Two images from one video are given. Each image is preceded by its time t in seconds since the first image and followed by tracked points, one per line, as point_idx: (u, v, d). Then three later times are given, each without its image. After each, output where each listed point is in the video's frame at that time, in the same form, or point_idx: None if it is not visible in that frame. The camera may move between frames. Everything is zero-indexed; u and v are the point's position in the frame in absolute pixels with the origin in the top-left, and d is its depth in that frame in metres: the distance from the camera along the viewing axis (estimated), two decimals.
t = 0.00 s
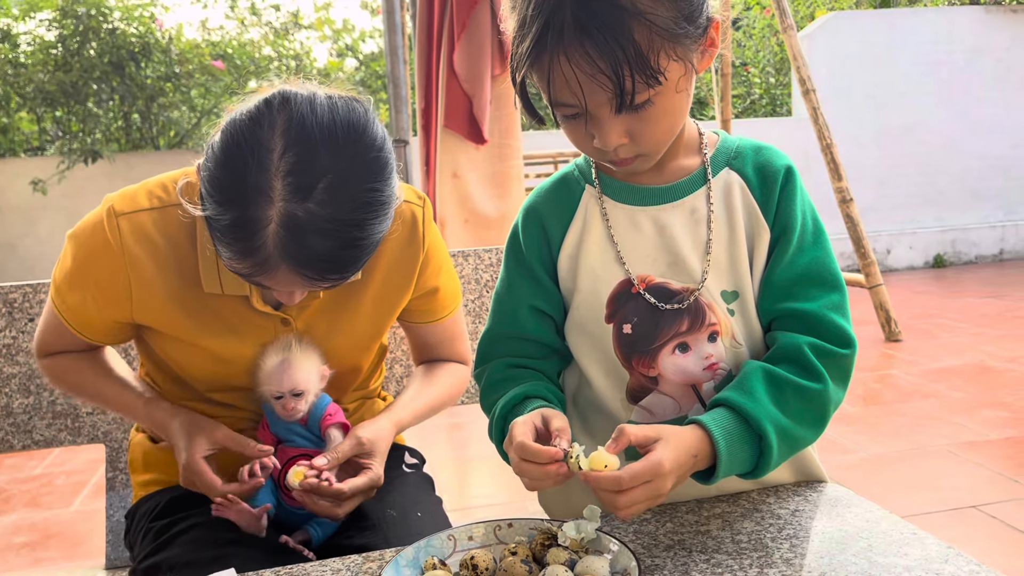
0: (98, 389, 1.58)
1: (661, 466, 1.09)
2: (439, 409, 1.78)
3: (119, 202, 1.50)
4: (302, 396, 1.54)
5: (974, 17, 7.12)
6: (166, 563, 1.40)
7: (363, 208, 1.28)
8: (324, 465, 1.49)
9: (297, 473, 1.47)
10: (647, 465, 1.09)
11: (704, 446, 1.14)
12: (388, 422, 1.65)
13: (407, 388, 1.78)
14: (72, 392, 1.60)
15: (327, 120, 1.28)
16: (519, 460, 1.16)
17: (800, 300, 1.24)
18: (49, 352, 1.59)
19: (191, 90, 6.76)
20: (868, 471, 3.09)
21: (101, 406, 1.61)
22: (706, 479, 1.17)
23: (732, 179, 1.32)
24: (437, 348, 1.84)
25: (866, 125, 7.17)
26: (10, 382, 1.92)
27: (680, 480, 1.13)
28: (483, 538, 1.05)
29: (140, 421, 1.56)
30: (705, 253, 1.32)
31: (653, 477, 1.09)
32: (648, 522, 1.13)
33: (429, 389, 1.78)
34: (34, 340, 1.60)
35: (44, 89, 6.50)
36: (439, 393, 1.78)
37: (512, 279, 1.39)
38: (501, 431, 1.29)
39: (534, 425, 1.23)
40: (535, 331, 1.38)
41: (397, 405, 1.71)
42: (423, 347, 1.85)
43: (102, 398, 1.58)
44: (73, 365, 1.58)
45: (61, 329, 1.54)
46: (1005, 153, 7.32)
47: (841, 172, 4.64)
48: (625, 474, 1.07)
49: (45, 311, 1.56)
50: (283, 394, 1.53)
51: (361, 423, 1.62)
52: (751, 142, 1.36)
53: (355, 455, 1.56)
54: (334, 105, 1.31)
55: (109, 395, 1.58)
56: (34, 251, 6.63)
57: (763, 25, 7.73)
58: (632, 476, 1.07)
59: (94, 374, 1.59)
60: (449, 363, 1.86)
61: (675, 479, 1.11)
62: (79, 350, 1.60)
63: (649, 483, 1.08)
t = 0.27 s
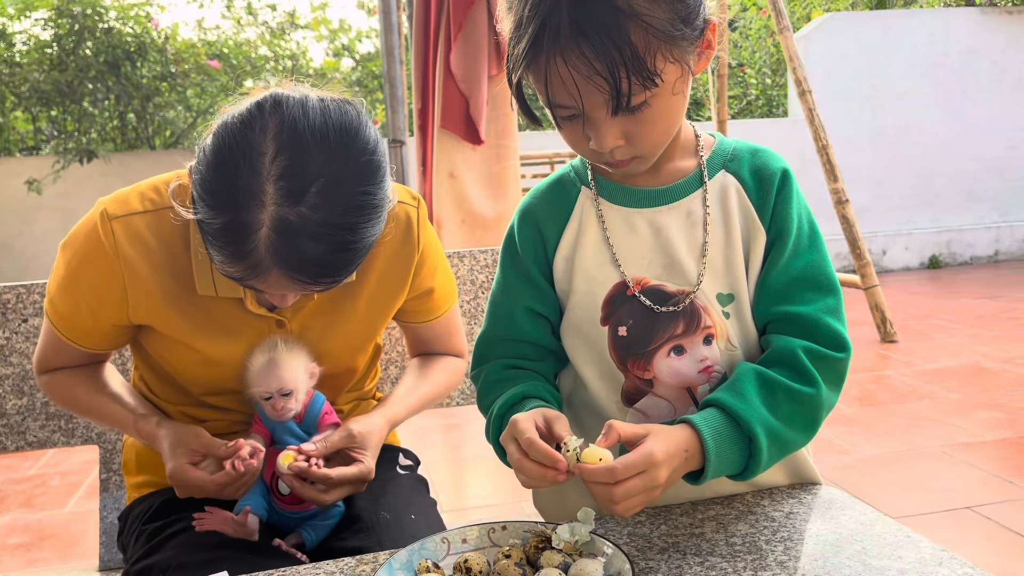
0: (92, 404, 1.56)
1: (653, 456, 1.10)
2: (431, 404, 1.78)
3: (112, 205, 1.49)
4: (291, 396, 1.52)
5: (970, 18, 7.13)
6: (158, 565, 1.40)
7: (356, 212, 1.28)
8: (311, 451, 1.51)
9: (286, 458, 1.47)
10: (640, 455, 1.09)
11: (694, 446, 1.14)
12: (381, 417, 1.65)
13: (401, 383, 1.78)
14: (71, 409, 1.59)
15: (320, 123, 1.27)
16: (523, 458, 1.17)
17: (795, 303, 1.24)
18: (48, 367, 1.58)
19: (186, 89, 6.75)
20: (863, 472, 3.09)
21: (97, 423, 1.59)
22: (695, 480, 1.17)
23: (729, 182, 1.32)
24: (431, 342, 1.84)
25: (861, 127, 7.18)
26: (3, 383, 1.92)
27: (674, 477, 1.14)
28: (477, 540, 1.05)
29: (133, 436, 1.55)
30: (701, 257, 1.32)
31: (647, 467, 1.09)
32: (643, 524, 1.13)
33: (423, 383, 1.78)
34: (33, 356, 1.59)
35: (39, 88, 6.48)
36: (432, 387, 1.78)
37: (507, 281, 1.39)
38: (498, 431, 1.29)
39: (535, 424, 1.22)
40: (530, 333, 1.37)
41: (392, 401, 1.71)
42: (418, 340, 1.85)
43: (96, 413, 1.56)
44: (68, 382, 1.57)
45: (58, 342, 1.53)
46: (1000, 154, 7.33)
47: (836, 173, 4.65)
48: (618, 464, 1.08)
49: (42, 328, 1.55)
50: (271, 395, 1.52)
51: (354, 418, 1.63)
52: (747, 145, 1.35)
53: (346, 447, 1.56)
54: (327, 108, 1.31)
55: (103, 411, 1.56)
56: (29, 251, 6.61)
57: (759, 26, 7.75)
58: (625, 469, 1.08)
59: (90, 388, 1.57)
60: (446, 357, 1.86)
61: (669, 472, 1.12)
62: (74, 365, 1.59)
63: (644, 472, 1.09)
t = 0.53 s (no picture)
0: (87, 410, 1.55)
1: (649, 460, 1.10)
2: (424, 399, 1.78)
3: (107, 208, 1.49)
4: (288, 399, 1.53)
5: (965, 20, 7.16)
6: (152, 567, 1.40)
7: (358, 218, 1.28)
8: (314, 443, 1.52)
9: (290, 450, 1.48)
10: (636, 458, 1.10)
11: (687, 447, 1.14)
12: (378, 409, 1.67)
13: (395, 378, 1.78)
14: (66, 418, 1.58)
15: (321, 129, 1.27)
16: (524, 450, 1.18)
17: (789, 307, 1.24)
18: (39, 376, 1.57)
19: (182, 89, 6.75)
20: (858, 473, 3.10)
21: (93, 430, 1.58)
22: (690, 483, 1.18)
23: (724, 186, 1.32)
24: (424, 340, 1.84)
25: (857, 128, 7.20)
26: None
27: (669, 480, 1.14)
28: (471, 542, 1.05)
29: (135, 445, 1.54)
30: (696, 260, 1.33)
31: (643, 470, 1.09)
32: (637, 526, 1.13)
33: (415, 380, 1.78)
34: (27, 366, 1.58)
35: (34, 88, 6.47)
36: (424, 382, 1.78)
37: (502, 283, 1.39)
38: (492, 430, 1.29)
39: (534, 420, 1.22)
40: (525, 334, 1.38)
41: (386, 396, 1.72)
42: (409, 339, 1.85)
43: (91, 420, 1.56)
44: (63, 390, 1.56)
45: (51, 347, 1.52)
46: (995, 155, 7.36)
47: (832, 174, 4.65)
48: (615, 468, 1.07)
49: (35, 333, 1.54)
50: (268, 398, 1.52)
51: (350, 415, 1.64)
52: (743, 149, 1.36)
53: (345, 439, 1.57)
54: (327, 113, 1.30)
55: (100, 419, 1.55)
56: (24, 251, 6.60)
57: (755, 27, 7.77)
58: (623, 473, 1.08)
59: (84, 395, 1.56)
60: (437, 354, 1.86)
61: (664, 476, 1.12)
62: (69, 372, 1.58)
63: (640, 476, 1.09)
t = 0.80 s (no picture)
0: (85, 413, 1.55)
1: (643, 465, 1.10)
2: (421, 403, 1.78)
3: (105, 207, 1.48)
4: (295, 399, 1.53)
5: (961, 21, 7.17)
6: (147, 568, 1.39)
7: (360, 221, 1.29)
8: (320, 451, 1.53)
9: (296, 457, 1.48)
10: (631, 465, 1.09)
11: (682, 452, 1.14)
12: (379, 416, 1.67)
13: (393, 382, 1.78)
14: (63, 422, 1.57)
15: (324, 132, 1.27)
16: (522, 456, 1.17)
17: (783, 309, 1.24)
18: (36, 381, 1.56)
19: (178, 89, 6.73)
20: (854, 473, 3.10)
21: (91, 433, 1.57)
22: (684, 487, 1.17)
23: (719, 188, 1.32)
24: (421, 343, 1.84)
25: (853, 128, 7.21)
26: None
27: (665, 484, 1.14)
28: (466, 542, 1.05)
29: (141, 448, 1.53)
30: (691, 262, 1.33)
31: (638, 476, 1.09)
32: (633, 527, 1.14)
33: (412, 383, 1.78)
34: (22, 369, 1.57)
35: (30, 88, 6.46)
36: (422, 385, 1.78)
37: (498, 284, 1.39)
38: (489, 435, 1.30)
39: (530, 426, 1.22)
40: (521, 336, 1.38)
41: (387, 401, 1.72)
42: (405, 343, 1.85)
43: (90, 423, 1.55)
44: (61, 394, 1.56)
45: (48, 348, 1.51)
46: (991, 156, 7.37)
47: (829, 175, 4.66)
48: (611, 474, 1.07)
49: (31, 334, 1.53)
50: (278, 400, 1.52)
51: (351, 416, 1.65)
52: (738, 150, 1.36)
53: (348, 444, 1.59)
54: (330, 116, 1.30)
55: (99, 421, 1.54)
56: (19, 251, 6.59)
57: (751, 27, 7.77)
58: (619, 478, 1.07)
59: (81, 398, 1.56)
60: (432, 357, 1.86)
61: (658, 482, 1.12)
62: (66, 376, 1.57)
63: (635, 482, 1.09)
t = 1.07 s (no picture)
0: (82, 414, 1.54)
1: (626, 478, 1.09)
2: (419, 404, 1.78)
3: (101, 207, 1.48)
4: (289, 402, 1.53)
5: (957, 21, 7.18)
6: (142, 569, 1.39)
7: (357, 224, 1.29)
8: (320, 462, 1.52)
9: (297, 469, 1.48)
10: (614, 479, 1.08)
11: (671, 461, 1.14)
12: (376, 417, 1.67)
13: (390, 383, 1.78)
14: (59, 423, 1.56)
15: (321, 134, 1.27)
16: (504, 469, 1.17)
17: (776, 313, 1.24)
18: (32, 384, 1.55)
19: (175, 89, 6.71)
20: (851, 473, 3.11)
21: (87, 434, 1.57)
22: (676, 494, 1.18)
23: (712, 189, 1.32)
24: (418, 344, 1.83)
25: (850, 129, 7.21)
26: None
27: (650, 494, 1.13)
28: (462, 543, 1.05)
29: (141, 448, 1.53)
30: (684, 265, 1.33)
31: (621, 490, 1.08)
32: (629, 528, 1.13)
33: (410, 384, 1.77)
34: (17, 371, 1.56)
35: (26, 88, 6.45)
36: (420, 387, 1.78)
37: (491, 286, 1.39)
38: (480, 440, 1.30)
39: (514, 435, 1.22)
40: (515, 338, 1.38)
41: (383, 402, 1.72)
42: (402, 344, 1.84)
43: (87, 424, 1.55)
44: (56, 395, 1.55)
45: (44, 350, 1.50)
46: (987, 157, 7.38)
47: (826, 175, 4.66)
48: (592, 488, 1.06)
49: (25, 336, 1.52)
50: (273, 404, 1.52)
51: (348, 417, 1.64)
52: (733, 151, 1.35)
53: (347, 450, 1.59)
54: (327, 118, 1.30)
55: (96, 422, 1.54)
56: (16, 251, 6.57)
57: (749, 28, 7.78)
58: (600, 492, 1.06)
59: (78, 399, 1.56)
60: (429, 358, 1.86)
61: (642, 493, 1.11)
62: (61, 378, 1.57)
63: (617, 496, 1.08)
